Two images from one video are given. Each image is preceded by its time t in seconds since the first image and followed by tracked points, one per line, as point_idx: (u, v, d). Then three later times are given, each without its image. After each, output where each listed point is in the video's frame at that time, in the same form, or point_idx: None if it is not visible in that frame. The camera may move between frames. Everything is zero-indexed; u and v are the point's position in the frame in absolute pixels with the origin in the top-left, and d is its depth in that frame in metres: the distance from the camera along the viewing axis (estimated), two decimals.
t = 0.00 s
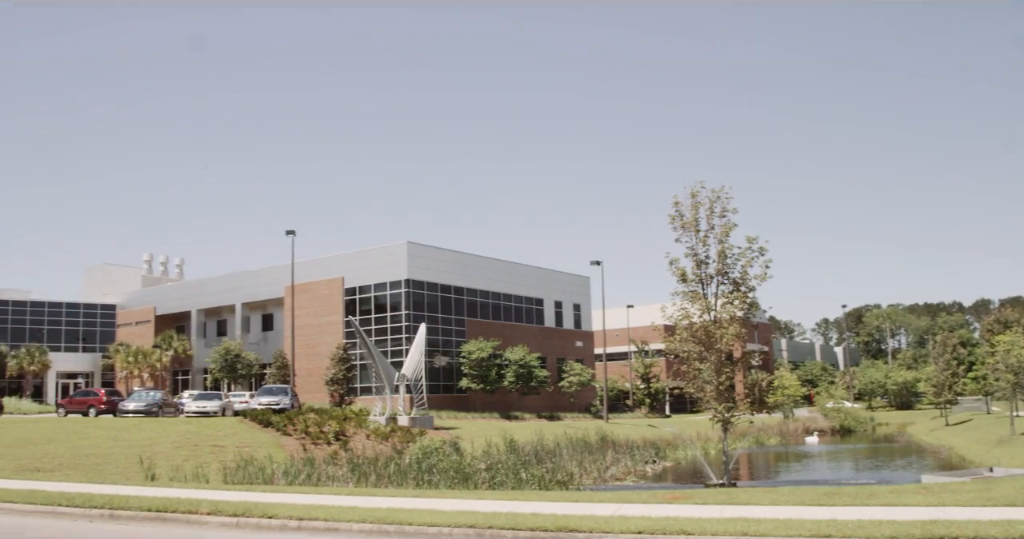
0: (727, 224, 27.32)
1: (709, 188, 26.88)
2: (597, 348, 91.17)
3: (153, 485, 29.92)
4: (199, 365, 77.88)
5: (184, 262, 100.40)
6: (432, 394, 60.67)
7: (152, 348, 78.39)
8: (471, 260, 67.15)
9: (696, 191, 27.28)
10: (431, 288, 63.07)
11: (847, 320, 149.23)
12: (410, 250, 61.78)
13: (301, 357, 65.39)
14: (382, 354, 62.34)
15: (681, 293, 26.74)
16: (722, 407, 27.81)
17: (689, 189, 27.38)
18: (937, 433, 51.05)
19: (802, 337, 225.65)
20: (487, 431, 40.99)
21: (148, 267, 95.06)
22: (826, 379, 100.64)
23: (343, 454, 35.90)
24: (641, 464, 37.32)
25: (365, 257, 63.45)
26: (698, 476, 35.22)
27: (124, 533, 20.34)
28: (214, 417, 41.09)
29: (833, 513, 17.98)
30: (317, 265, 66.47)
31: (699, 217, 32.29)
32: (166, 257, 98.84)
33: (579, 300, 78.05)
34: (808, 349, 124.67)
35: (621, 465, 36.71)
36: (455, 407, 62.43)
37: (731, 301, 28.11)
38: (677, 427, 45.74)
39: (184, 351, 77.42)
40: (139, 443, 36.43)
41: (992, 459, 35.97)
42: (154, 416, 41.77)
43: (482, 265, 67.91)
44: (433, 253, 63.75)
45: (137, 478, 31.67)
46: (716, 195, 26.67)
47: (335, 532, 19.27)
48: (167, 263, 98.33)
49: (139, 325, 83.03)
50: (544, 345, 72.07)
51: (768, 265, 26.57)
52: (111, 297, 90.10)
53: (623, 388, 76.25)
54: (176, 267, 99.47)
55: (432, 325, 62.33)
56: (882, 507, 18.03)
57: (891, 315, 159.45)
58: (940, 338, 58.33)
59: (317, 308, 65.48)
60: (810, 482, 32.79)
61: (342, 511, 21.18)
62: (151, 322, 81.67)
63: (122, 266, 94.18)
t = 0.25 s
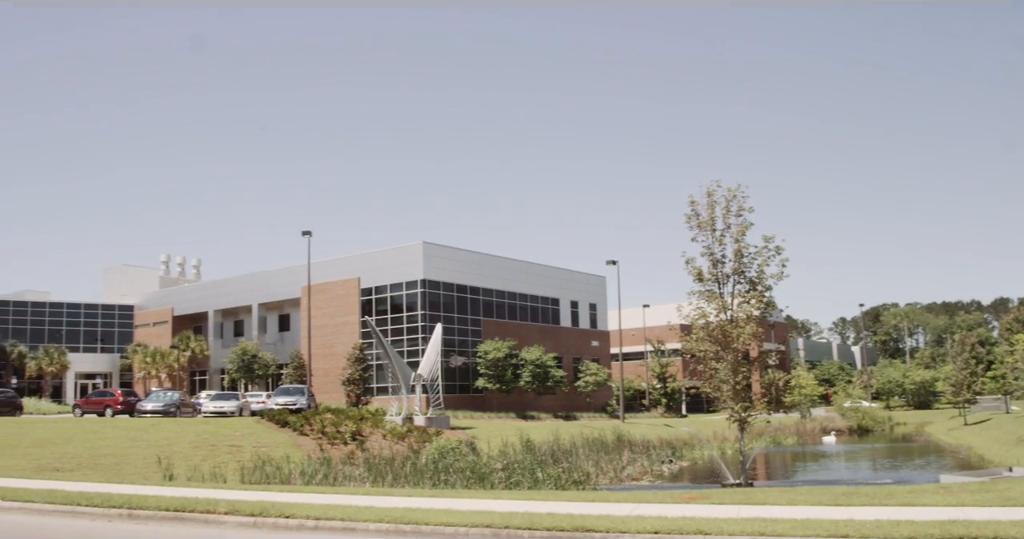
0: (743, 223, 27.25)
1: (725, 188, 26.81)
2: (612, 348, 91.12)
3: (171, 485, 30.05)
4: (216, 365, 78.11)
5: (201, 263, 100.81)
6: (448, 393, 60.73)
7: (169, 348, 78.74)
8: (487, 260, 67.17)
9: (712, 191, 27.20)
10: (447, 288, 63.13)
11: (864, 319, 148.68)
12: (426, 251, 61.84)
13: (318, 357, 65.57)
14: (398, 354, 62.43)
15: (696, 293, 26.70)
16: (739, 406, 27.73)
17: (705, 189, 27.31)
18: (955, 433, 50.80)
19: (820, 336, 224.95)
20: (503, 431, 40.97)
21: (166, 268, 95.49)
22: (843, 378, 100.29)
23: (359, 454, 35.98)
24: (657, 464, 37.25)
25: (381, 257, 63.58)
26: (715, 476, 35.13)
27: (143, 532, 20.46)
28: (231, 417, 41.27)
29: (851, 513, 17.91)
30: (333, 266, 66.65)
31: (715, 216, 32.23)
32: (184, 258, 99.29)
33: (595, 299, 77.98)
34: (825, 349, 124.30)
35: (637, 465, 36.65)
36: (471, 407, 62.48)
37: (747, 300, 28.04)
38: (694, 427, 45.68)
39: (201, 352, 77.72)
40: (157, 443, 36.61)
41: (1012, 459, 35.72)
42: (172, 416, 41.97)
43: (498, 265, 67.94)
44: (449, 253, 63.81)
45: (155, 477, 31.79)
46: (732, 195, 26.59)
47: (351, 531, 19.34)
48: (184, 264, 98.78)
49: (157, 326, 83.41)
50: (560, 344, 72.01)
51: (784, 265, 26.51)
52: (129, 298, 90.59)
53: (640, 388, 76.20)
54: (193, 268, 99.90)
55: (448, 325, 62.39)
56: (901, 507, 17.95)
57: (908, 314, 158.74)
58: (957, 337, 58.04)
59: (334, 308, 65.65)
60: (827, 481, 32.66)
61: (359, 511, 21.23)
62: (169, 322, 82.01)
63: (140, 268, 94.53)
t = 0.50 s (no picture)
0: (760, 223, 27.15)
1: (742, 187, 26.71)
2: (629, 348, 91.03)
3: (189, 485, 30.20)
4: (234, 366, 78.37)
5: (219, 264, 101.20)
6: (465, 393, 60.80)
7: (187, 349, 79.10)
8: (504, 260, 67.20)
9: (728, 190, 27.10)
10: (464, 288, 63.18)
11: (882, 319, 148.04)
12: (443, 251, 61.91)
13: (335, 357, 65.74)
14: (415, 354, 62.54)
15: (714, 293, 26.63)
16: (757, 406, 27.67)
17: (722, 188, 27.20)
18: (975, 432, 50.53)
19: (838, 335, 224.04)
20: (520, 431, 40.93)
21: (184, 269, 95.90)
22: (861, 377, 99.89)
23: (377, 454, 36.06)
24: (675, 463, 37.19)
25: (398, 257, 63.68)
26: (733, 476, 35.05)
27: (163, 531, 20.62)
28: (249, 418, 41.42)
29: (870, 513, 17.83)
30: (350, 266, 66.80)
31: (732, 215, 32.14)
32: (202, 259, 99.84)
33: (612, 299, 77.88)
34: (843, 348, 123.81)
35: (654, 465, 36.60)
36: (488, 407, 62.53)
37: (765, 300, 27.95)
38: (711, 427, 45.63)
39: (219, 352, 78.03)
40: (176, 443, 36.78)
41: None
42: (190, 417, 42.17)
43: (514, 265, 67.95)
44: (465, 253, 63.88)
45: (174, 478, 31.92)
46: (748, 194, 26.50)
47: (369, 531, 19.39)
48: (202, 266, 99.19)
49: (175, 327, 83.78)
50: (576, 344, 71.94)
51: (802, 264, 26.41)
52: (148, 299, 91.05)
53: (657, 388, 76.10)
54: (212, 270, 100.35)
55: (464, 325, 62.44)
56: (920, 508, 17.86)
57: (927, 313, 157.92)
58: (977, 336, 57.70)
59: (351, 309, 65.80)
60: (846, 482, 32.52)
61: (376, 511, 21.28)
62: (187, 323, 82.41)
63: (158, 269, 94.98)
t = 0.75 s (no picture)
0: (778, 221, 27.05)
1: (760, 186, 26.63)
2: (647, 347, 90.93)
3: (208, 485, 30.33)
4: (253, 366, 78.67)
5: (237, 264, 101.60)
6: (482, 393, 60.83)
7: (206, 350, 79.42)
8: (521, 260, 67.19)
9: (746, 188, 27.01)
10: (481, 288, 63.20)
11: (901, 318, 147.25)
12: (460, 251, 61.96)
13: (353, 358, 65.90)
14: (433, 355, 62.63)
15: (732, 293, 26.56)
16: (775, 406, 27.58)
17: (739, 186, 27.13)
18: (995, 432, 50.21)
19: (857, 335, 223.10)
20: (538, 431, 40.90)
21: (202, 270, 96.33)
22: (881, 377, 99.42)
23: (395, 454, 36.13)
24: (693, 463, 37.11)
25: (415, 257, 63.78)
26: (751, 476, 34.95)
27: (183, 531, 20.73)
28: (268, 418, 41.57)
29: (890, 513, 17.75)
30: (368, 266, 66.95)
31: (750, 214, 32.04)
32: (220, 260, 100.30)
33: (630, 299, 77.77)
34: (862, 347, 123.24)
35: (673, 465, 36.53)
36: (506, 407, 62.57)
37: (783, 299, 27.84)
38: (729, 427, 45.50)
39: (237, 353, 78.30)
40: (195, 443, 36.96)
41: None
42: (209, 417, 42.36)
43: (532, 264, 67.94)
44: (482, 253, 63.91)
45: (193, 477, 32.06)
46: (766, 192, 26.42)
47: (388, 531, 19.42)
48: (220, 266, 99.61)
49: (194, 327, 84.14)
50: (594, 344, 71.85)
51: (820, 263, 26.31)
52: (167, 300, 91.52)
53: (675, 388, 75.98)
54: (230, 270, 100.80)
55: (482, 325, 62.46)
56: (941, 508, 17.77)
57: (947, 312, 156.99)
58: (997, 335, 57.31)
59: (368, 309, 65.96)
60: (865, 482, 32.35)
61: (395, 510, 21.32)
62: (205, 323, 82.76)
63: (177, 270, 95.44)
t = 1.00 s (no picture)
0: (797, 220, 26.91)
1: (779, 184, 26.50)
2: (665, 347, 90.77)
3: (228, 484, 30.45)
4: (270, 367, 78.73)
5: (256, 265, 102.01)
6: (500, 393, 60.87)
7: (226, 350, 79.73)
8: (539, 259, 67.15)
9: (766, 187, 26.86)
10: (499, 288, 63.23)
11: (921, 317, 146.43)
12: (478, 251, 61.99)
13: (371, 358, 66.08)
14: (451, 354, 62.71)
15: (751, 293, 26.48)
16: (794, 405, 27.50)
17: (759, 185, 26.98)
18: (1017, 432, 49.87)
19: (876, 334, 222.08)
20: (557, 431, 40.84)
21: (221, 270, 96.73)
22: (901, 376, 98.96)
23: (413, 454, 36.20)
24: (712, 463, 37.03)
25: (433, 257, 63.84)
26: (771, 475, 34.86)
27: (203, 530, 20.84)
28: (287, 418, 41.71)
29: (911, 513, 17.67)
30: (385, 266, 67.08)
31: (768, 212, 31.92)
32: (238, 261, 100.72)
33: (648, 298, 77.64)
34: (882, 346, 122.64)
35: (691, 464, 36.46)
36: (524, 407, 62.59)
37: (802, 298, 27.69)
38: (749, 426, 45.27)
39: (256, 353, 78.57)
40: (215, 443, 37.13)
41: None
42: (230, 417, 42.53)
43: (549, 264, 67.88)
44: (500, 253, 63.93)
45: (213, 478, 32.20)
46: (785, 191, 26.27)
47: (406, 530, 19.46)
48: (239, 266, 100.06)
49: (214, 328, 84.48)
50: (612, 343, 71.75)
51: (839, 262, 26.15)
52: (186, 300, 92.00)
53: (693, 387, 75.85)
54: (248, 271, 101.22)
55: (500, 325, 62.48)
56: (962, 508, 17.67)
57: (967, 311, 156.07)
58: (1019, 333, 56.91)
59: (386, 309, 66.11)
60: (885, 482, 32.18)
61: (414, 510, 21.37)
62: (224, 324, 83.11)
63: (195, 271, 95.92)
